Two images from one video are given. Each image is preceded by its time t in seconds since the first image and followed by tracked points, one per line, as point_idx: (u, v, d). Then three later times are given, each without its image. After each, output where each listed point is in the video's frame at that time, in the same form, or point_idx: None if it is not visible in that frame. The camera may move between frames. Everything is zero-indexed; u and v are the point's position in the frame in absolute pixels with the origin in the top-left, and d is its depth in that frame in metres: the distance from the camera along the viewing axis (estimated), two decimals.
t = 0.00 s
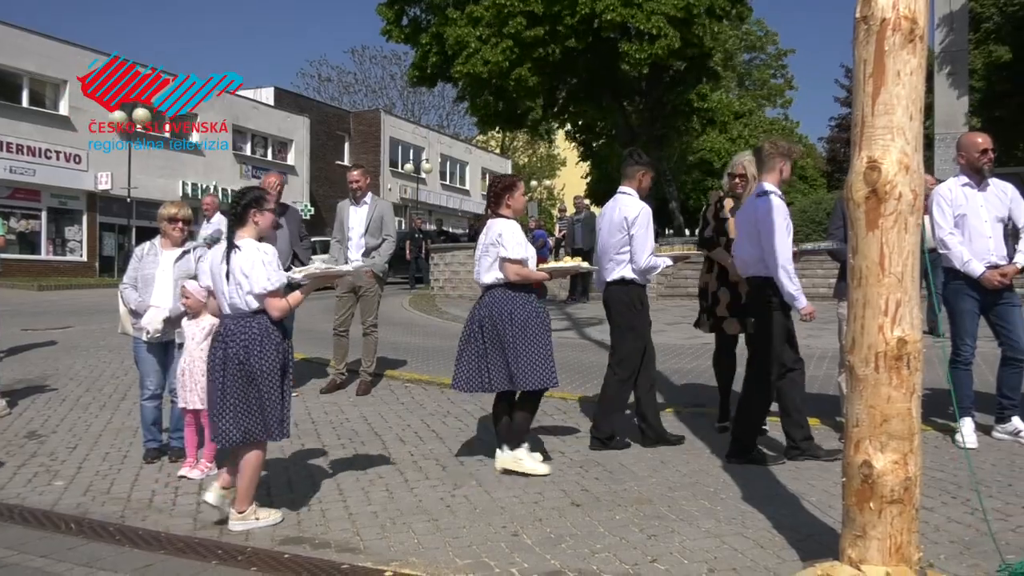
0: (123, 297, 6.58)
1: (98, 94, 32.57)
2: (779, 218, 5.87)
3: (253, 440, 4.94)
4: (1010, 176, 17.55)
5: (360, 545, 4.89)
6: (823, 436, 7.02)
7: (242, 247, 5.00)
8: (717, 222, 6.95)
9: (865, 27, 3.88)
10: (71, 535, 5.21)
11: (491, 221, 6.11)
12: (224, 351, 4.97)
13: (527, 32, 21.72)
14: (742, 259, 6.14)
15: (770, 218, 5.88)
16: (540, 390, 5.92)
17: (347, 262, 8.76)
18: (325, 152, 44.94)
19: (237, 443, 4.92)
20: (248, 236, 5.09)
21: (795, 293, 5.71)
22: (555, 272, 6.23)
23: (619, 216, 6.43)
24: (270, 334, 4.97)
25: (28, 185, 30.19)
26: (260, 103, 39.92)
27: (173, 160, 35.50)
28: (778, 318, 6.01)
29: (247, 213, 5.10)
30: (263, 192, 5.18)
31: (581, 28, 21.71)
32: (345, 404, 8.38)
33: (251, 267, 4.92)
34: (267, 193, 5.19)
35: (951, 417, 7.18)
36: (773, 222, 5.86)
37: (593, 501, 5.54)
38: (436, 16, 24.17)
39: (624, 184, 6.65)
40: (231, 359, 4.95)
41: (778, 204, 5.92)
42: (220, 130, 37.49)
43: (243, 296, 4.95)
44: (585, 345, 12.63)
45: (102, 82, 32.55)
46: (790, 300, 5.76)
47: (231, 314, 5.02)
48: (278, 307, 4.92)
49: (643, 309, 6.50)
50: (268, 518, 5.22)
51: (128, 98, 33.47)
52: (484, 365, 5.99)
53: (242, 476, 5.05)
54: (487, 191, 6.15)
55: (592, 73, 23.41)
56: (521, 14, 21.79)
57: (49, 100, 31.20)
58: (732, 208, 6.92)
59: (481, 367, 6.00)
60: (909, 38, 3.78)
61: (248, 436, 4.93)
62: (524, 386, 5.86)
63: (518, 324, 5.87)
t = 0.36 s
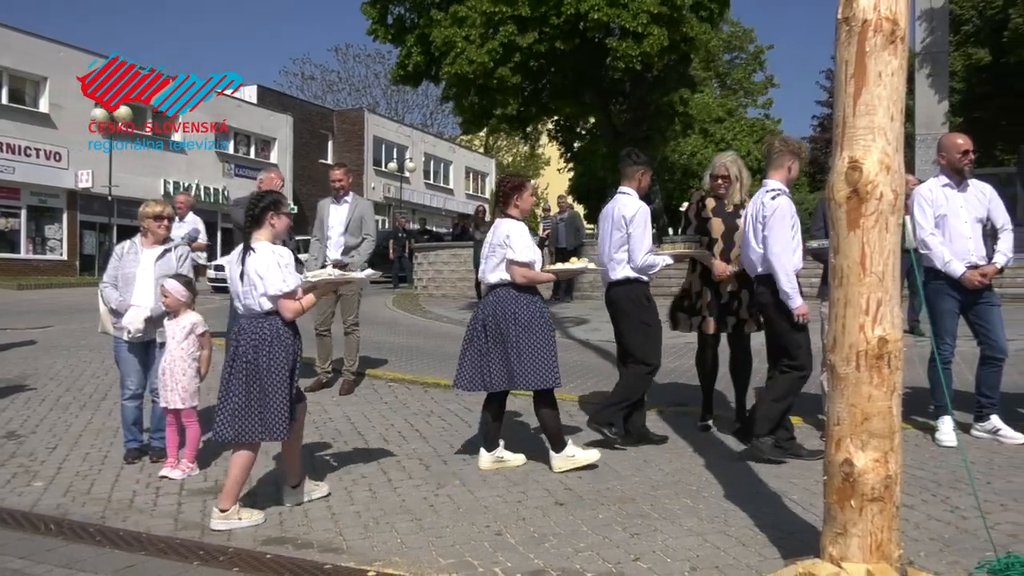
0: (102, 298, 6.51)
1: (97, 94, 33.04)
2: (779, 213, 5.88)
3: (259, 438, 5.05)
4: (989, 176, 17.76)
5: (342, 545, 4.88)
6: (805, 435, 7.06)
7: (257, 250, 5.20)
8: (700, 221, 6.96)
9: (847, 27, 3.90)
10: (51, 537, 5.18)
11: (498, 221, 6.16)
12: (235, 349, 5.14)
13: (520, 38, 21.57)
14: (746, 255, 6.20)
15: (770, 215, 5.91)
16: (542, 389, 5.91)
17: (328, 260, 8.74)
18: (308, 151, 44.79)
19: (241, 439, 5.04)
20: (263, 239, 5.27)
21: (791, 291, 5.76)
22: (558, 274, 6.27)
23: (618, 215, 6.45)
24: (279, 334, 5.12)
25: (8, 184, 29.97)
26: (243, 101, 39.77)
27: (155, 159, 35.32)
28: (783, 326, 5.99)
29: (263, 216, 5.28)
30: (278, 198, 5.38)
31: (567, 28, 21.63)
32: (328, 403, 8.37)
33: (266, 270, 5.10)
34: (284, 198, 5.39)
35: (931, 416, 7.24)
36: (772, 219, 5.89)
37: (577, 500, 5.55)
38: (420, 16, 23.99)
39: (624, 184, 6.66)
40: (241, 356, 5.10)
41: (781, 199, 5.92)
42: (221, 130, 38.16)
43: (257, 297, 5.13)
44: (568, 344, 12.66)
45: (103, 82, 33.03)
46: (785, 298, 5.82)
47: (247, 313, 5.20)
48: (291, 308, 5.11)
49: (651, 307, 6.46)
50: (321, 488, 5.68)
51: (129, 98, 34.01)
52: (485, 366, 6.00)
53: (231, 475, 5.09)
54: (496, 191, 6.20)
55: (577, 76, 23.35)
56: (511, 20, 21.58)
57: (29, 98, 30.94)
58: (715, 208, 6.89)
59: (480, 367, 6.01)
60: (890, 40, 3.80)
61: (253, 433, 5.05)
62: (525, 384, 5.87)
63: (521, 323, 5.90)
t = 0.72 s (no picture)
0: (73, 297, 6.46)
1: (98, 94, 33.91)
2: (772, 212, 5.98)
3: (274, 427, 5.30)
4: (957, 176, 18.00)
5: (314, 545, 4.86)
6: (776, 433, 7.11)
7: (263, 244, 5.41)
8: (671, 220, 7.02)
9: (819, 28, 3.93)
10: (19, 538, 5.12)
11: (505, 216, 6.16)
12: (249, 340, 5.40)
13: (493, 35, 21.49)
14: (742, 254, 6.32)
15: (764, 214, 6.02)
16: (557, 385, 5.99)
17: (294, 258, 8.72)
18: (281, 148, 44.53)
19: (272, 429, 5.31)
20: (271, 233, 5.48)
21: (781, 292, 5.88)
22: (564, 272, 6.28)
23: (605, 214, 6.47)
24: (288, 325, 5.36)
25: None
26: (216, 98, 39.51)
27: (126, 155, 35.00)
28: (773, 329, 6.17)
29: (270, 211, 5.50)
30: (284, 193, 5.57)
31: (540, 25, 21.63)
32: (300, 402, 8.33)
33: (271, 263, 5.33)
34: (290, 192, 5.59)
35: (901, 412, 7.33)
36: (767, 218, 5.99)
37: (550, 498, 5.56)
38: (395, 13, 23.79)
39: (612, 182, 6.67)
40: (255, 348, 5.36)
41: (775, 198, 6.01)
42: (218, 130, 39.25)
43: (265, 290, 5.36)
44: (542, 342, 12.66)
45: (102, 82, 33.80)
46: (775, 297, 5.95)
47: (258, 306, 5.45)
48: (298, 300, 5.33)
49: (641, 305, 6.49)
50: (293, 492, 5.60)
51: (128, 98, 34.88)
52: (497, 362, 6.04)
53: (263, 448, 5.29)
54: (506, 183, 6.16)
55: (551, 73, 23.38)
56: (482, 16, 21.55)
57: None
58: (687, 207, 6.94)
59: (491, 362, 6.06)
60: (861, 41, 3.84)
61: (275, 421, 5.30)
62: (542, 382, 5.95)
63: (535, 319, 5.97)
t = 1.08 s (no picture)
0: (33, 294, 6.38)
1: (98, 94, 35.04)
2: (756, 213, 6.13)
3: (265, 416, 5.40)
4: (919, 176, 18.26)
5: (279, 545, 4.84)
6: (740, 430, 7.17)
7: (258, 239, 5.50)
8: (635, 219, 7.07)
9: (784, 29, 3.96)
10: None
11: (495, 215, 6.20)
12: (240, 332, 5.42)
13: (455, 31, 21.56)
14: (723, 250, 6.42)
15: (748, 215, 6.15)
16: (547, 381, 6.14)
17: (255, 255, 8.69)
18: (247, 145, 44.16)
19: (238, 419, 5.39)
20: (265, 228, 5.56)
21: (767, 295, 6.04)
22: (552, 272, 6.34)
23: (590, 212, 6.47)
24: (280, 318, 5.44)
25: None
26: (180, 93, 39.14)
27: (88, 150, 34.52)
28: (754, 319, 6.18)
29: (265, 208, 5.59)
30: (279, 190, 5.66)
31: (507, 23, 21.65)
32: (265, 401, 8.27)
33: (264, 257, 5.42)
34: (285, 189, 5.67)
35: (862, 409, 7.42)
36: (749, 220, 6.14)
37: (517, 496, 5.57)
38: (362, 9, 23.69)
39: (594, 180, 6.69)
40: (245, 339, 5.40)
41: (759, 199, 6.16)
42: (209, 131, 40.46)
43: (260, 283, 5.46)
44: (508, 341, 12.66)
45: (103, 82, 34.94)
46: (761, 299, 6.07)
47: (250, 299, 5.51)
48: (292, 293, 5.43)
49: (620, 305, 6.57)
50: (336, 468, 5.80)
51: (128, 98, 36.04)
52: (490, 355, 6.04)
53: (234, 456, 5.48)
54: (501, 181, 6.28)
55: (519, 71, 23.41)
56: (447, 13, 21.57)
57: None
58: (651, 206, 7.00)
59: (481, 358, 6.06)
60: (826, 42, 3.88)
61: (259, 410, 5.39)
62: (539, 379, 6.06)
63: (529, 318, 6.09)
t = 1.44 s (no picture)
0: None
1: (99, 94, 36.25)
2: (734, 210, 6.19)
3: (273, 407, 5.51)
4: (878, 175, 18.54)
5: (240, 543, 4.80)
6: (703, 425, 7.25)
7: (259, 234, 5.61)
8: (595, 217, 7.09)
9: (746, 28, 3.99)
10: None
11: (466, 212, 6.19)
12: (247, 326, 5.56)
13: (424, 29, 21.62)
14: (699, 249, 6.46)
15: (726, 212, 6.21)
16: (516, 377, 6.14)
17: (214, 251, 8.60)
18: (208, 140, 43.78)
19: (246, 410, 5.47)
20: (267, 224, 5.68)
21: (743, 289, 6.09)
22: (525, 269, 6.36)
23: (561, 209, 6.45)
24: (285, 312, 5.57)
25: None
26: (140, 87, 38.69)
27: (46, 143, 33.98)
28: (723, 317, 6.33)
29: (266, 202, 5.69)
30: (280, 184, 5.76)
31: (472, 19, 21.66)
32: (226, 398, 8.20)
33: (266, 252, 5.52)
34: (284, 184, 5.75)
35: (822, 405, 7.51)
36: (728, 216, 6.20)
37: (480, 493, 5.58)
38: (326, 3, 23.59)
39: (563, 177, 6.70)
40: (252, 333, 5.53)
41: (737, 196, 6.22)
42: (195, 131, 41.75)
43: (262, 277, 5.57)
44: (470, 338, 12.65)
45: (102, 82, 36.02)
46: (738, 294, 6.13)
47: (253, 295, 5.64)
48: (293, 288, 5.52)
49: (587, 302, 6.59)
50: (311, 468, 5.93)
51: (128, 97, 37.38)
52: (456, 347, 6.05)
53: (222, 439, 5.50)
54: (469, 178, 6.29)
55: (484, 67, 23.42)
56: (415, 10, 21.54)
57: None
58: (610, 204, 7.03)
59: (452, 353, 6.04)
60: (787, 42, 3.92)
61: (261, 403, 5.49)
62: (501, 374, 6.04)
63: (499, 314, 6.09)
